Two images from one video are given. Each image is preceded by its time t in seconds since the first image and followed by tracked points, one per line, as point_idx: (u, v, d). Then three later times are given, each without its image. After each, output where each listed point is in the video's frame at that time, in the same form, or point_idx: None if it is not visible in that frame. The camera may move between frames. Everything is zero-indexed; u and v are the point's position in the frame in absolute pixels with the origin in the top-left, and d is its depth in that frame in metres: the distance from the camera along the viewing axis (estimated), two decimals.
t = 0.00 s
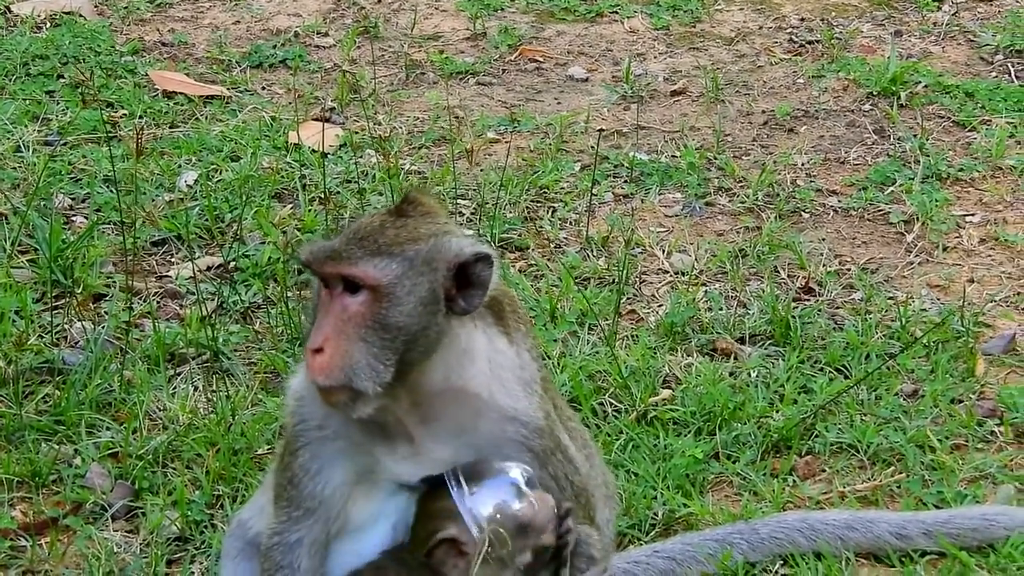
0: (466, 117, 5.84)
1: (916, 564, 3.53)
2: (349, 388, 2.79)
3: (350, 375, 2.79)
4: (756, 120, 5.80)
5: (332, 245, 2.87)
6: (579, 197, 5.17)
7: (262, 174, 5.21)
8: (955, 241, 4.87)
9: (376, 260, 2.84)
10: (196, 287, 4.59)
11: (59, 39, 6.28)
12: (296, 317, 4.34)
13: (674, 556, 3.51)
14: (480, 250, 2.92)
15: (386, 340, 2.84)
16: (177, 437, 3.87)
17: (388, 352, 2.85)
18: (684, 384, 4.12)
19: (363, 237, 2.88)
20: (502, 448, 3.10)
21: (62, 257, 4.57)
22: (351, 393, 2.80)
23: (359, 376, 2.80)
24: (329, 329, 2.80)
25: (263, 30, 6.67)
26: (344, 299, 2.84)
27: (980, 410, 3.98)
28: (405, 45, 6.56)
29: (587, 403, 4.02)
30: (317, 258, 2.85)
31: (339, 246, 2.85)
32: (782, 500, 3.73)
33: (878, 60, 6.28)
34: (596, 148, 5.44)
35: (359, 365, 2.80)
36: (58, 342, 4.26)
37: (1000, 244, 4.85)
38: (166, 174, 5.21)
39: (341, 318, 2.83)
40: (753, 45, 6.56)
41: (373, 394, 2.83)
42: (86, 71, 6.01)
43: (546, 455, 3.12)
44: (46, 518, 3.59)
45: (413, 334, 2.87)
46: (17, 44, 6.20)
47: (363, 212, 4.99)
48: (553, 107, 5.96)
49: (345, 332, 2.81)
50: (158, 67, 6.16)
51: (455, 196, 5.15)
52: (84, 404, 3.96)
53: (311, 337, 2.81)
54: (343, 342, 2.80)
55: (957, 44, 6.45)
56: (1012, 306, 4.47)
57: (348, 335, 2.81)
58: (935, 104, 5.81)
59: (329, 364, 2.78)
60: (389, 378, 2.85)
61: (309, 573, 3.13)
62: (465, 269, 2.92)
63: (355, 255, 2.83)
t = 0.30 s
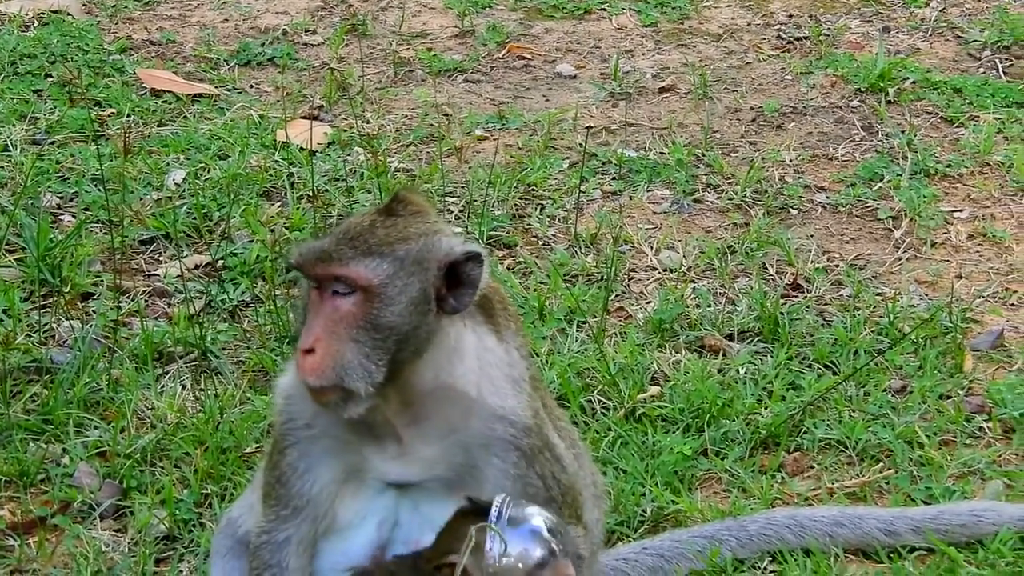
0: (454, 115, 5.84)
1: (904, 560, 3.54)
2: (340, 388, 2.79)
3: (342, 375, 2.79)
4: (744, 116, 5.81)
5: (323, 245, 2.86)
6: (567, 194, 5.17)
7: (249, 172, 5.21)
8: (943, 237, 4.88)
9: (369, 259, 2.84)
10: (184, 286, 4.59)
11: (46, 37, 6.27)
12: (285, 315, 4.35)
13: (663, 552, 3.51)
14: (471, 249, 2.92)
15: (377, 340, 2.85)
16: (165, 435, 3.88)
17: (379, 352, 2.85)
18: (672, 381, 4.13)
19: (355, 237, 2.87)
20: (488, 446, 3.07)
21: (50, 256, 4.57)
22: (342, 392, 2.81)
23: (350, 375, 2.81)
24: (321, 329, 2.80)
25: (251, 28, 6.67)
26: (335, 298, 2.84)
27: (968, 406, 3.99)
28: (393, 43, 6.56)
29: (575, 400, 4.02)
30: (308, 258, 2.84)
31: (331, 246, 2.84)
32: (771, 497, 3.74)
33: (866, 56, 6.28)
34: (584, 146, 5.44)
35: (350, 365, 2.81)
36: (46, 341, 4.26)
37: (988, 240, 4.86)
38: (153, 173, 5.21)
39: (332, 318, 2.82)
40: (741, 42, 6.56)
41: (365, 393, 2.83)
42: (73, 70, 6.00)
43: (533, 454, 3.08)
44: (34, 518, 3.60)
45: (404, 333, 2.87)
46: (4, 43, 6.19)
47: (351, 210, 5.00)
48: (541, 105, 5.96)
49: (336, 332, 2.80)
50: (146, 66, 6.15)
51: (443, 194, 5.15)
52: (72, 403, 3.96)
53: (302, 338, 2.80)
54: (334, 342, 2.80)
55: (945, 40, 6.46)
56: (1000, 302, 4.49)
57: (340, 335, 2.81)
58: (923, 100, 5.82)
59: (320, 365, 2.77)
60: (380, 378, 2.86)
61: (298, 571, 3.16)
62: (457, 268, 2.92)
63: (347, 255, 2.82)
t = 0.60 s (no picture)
0: (429, 112, 5.85)
1: (879, 555, 3.54)
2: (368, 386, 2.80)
3: (369, 373, 2.81)
4: (718, 113, 5.81)
5: (329, 245, 2.85)
6: (542, 190, 5.17)
7: (224, 170, 5.21)
8: (919, 233, 4.90)
9: (382, 257, 2.87)
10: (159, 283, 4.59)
11: (20, 35, 6.27)
12: (259, 312, 4.34)
13: (639, 549, 3.51)
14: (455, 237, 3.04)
15: (393, 335, 2.88)
16: (140, 433, 3.88)
17: (399, 347, 2.88)
18: (648, 377, 4.13)
19: (356, 235, 2.88)
20: (453, 441, 3.07)
21: (25, 254, 4.56)
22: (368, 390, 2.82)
23: (376, 372, 2.83)
24: (344, 331, 2.79)
25: (225, 26, 6.66)
26: (351, 297, 2.84)
27: (943, 401, 4.00)
28: (368, 40, 6.55)
29: (550, 397, 4.02)
30: (321, 260, 2.82)
31: (342, 246, 2.83)
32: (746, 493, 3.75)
33: (840, 52, 6.28)
34: (559, 143, 5.44)
35: (374, 362, 2.83)
36: (21, 339, 4.26)
37: (963, 236, 4.88)
38: (128, 171, 5.21)
39: (352, 317, 2.82)
40: (716, 39, 6.56)
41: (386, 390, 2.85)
42: (47, 68, 5.99)
43: (498, 449, 3.08)
44: (9, 516, 3.60)
45: (420, 326, 2.93)
46: None
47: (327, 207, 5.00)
48: (516, 102, 5.97)
49: (357, 333, 2.81)
50: (120, 64, 6.15)
51: (418, 191, 5.15)
52: (47, 400, 3.96)
53: (323, 340, 2.77)
54: (358, 342, 2.80)
55: (919, 36, 6.47)
56: (975, 298, 4.50)
57: (362, 334, 2.82)
58: (898, 96, 5.83)
59: (348, 364, 2.77)
60: (400, 373, 2.89)
61: (265, 567, 3.16)
62: (443, 257, 3.00)
63: (368, 252, 2.85)
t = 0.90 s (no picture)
0: (408, 107, 5.86)
1: (860, 548, 3.54)
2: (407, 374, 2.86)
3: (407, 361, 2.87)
4: (698, 106, 5.82)
5: (356, 237, 2.86)
6: (522, 184, 5.18)
7: (204, 165, 5.22)
8: (899, 226, 4.91)
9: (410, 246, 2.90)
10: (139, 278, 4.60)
11: None
12: (239, 307, 4.35)
13: (619, 542, 3.51)
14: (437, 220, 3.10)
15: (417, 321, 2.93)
16: (122, 428, 3.88)
17: (424, 333, 2.95)
18: (628, 371, 4.14)
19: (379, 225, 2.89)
20: (427, 433, 3.12)
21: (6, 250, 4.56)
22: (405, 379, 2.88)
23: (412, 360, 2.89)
24: (387, 322, 2.84)
25: (205, 21, 6.66)
26: (385, 287, 2.87)
27: (924, 394, 4.01)
28: (347, 35, 6.56)
29: (530, 390, 4.03)
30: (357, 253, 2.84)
31: (373, 238, 2.85)
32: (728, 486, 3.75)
33: (820, 45, 6.28)
34: (538, 136, 5.45)
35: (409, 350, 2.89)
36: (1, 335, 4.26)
37: (943, 227, 4.89)
38: (107, 166, 5.22)
39: (388, 308, 2.86)
40: (695, 31, 6.55)
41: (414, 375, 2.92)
42: (26, 64, 5.99)
43: (472, 439, 3.13)
44: None
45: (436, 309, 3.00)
46: None
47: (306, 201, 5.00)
48: (495, 96, 5.97)
49: (397, 322, 2.86)
50: (100, 59, 6.15)
51: (398, 185, 5.16)
52: (28, 396, 3.96)
53: (370, 333, 2.81)
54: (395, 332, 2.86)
55: (899, 28, 6.47)
56: (955, 290, 4.51)
57: (399, 323, 2.87)
58: (878, 89, 5.84)
59: (394, 355, 2.82)
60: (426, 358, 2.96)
61: (240, 562, 3.16)
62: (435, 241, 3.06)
63: (398, 240, 2.87)
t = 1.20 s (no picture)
0: (393, 100, 5.86)
1: (846, 540, 3.53)
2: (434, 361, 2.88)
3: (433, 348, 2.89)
4: (683, 99, 5.82)
5: (381, 225, 2.88)
6: (507, 177, 5.18)
7: (189, 158, 5.23)
8: (884, 218, 4.92)
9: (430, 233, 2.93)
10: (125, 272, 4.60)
11: None
12: (225, 301, 4.35)
13: (605, 535, 3.49)
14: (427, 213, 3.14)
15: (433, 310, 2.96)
16: (107, 421, 3.88)
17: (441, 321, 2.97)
18: (613, 363, 4.14)
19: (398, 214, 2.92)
20: (415, 423, 3.13)
21: None
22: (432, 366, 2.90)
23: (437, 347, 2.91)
24: (417, 309, 2.86)
25: (190, 15, 6.66)
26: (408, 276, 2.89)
27: (909, 385, 4.02)
28: (333, 28, 6.56)
29: (516, 383, 4.03)
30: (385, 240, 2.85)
31: (401, 226, 2.87)
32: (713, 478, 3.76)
33: (805, 38, 6.29)
34: (523, 129, 5.45)
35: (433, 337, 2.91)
36: None
37: (929, 220, 4.90)
38: (93, 159, 5.22)
39: (413, 296, 2.88)
40: (680, 24, 6.55)
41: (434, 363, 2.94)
42: (11, 58, 5.99)
43: (458, 430, 3.15)
44: None
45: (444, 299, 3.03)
46: None
47: (291, 195, 5.01)
48: (480, 89, 5.98)
49: (424, 308, 2.88)
50: (85, 53, 6.15)
51: (384, 179, 5.17)
52: (13, 390, 3.97)
53: (403, 319, 2.82)
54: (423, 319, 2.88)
55: (884, 21, 6.47)
56: (940, 282, 4.52)
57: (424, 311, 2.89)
58: (863, 81, 5.85)
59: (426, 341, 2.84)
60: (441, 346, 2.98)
61: (226, 554, 3.18)
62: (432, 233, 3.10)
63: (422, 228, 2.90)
